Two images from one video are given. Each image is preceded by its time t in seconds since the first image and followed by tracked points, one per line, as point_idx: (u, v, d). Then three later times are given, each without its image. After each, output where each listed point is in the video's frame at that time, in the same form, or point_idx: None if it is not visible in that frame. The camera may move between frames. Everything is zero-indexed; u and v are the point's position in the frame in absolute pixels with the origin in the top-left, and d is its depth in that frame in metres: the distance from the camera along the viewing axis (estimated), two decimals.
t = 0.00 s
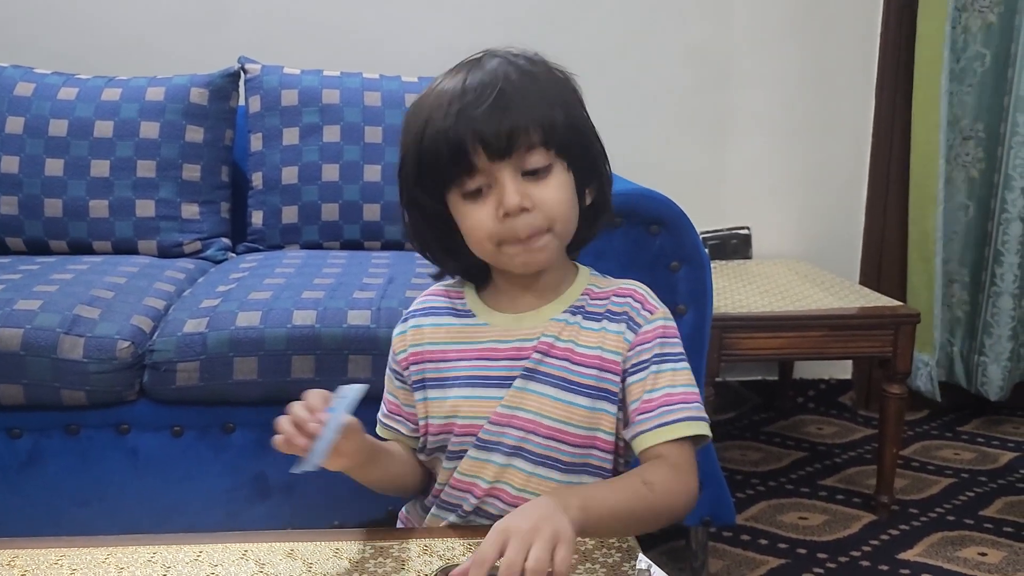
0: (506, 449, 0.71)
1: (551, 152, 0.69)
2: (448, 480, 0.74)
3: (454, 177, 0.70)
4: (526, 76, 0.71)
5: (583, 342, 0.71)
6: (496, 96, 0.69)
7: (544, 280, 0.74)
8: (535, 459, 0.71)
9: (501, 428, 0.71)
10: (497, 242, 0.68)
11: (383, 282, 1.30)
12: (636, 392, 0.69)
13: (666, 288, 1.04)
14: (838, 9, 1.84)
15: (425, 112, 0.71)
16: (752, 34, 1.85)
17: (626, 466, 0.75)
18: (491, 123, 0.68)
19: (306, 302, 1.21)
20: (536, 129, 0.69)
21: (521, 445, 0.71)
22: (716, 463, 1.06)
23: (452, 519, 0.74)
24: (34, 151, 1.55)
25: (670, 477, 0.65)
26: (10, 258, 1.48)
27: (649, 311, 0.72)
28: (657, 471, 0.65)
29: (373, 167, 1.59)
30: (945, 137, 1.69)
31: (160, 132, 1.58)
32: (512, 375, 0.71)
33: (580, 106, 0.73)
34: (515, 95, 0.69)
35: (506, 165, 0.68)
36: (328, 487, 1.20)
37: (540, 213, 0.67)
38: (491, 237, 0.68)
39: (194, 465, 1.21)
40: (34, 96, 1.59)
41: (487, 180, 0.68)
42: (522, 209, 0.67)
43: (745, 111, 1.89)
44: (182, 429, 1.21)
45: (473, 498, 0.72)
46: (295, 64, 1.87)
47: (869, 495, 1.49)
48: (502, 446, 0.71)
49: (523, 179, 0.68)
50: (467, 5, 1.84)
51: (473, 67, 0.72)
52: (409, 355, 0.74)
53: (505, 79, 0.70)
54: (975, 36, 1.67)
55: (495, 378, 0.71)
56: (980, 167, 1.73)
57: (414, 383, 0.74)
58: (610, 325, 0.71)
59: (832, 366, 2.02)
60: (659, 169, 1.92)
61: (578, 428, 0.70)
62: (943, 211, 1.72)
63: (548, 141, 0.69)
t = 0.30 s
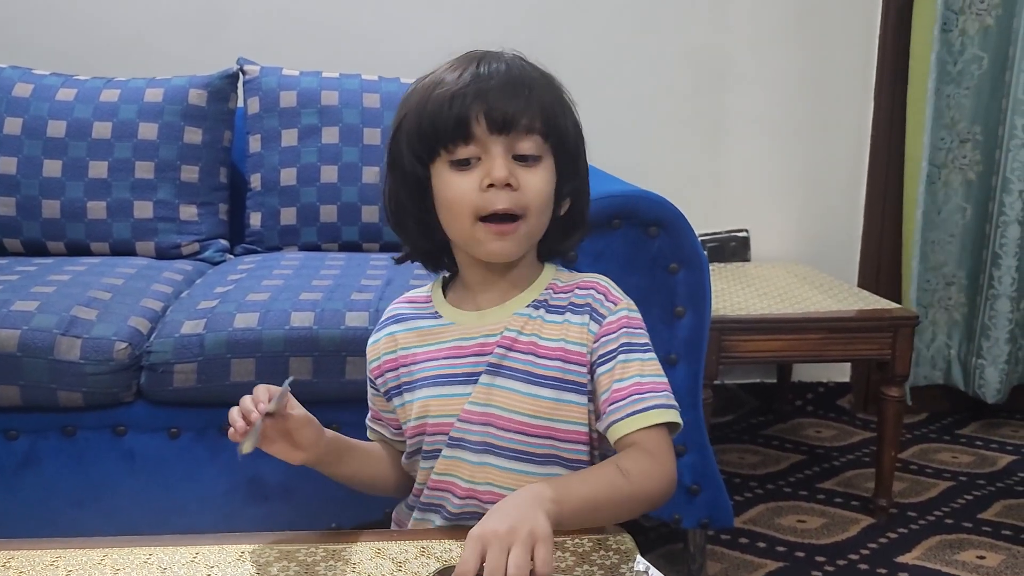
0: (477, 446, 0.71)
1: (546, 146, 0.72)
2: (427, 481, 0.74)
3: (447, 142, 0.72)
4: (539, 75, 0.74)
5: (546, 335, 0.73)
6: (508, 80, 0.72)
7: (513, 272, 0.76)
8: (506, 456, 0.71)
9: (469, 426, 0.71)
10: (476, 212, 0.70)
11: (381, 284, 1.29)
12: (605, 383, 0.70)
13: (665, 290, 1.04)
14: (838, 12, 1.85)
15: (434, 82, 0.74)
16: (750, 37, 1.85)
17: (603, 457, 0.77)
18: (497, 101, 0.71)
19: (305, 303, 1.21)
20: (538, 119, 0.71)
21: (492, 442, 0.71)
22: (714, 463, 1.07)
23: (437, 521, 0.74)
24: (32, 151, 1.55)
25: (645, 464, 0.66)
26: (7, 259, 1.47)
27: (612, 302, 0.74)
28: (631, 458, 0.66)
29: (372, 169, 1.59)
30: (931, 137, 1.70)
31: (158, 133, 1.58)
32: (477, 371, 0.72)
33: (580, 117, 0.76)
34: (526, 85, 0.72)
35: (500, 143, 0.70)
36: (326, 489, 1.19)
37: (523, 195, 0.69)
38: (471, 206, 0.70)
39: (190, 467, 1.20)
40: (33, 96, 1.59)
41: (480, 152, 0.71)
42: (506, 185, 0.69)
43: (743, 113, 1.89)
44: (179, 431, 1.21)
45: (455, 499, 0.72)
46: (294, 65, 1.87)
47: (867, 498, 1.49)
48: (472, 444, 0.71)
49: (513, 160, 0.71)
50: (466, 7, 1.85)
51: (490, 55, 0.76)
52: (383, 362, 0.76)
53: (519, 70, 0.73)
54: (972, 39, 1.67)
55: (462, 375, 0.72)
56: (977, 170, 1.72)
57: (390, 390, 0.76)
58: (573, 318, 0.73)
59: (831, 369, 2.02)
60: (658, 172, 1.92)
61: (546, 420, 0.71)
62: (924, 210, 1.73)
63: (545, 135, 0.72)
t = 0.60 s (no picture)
0: (471, 449, 0.71)
1: (518, 167, 0.71)
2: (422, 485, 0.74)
3: (422, 162, 0.73)
4: (518, 91, 0.72)
5: (539, 339, 0.73)
6: (481, 101, 0.71)
7: (496, 286, 0.76)
8: (501, 458, 0.71)
9: (464, 428, 0.71)
10: (443, 235, 0.72)
11: (379, 290, 1.30)
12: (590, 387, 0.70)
13: (663, 296, 1.04)
14: (835, 18, 1.85)
15: (418, 100, 0.74)
16: (748, 43, 1.86)
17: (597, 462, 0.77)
18: (464, 124, 0.70)
19: (303, 310, 1.21)
20: (508, 142, 0.70)
21: (488, 445, 0.71)
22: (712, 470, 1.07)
23: (431, 527, 0.74)
24: (31, 157, 1.55)
25: (627, 472, 0.66)
26: (6, 265, 1.47)
27: (603, 307, 0.74)
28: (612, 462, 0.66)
29: (371, 174, 1.59)
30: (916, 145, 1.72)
31: (157, 139, 1.58)
32: (473, 375, 0.72)
33: (565, 133, 0.73)
34: (499, 106, 0.71)
35: (467, 167, 0.71)
36: (324, 496, 1.19)
37: (486, 220, 0.70)
38: (438, 229, 0.72)
39: (188, 473, 1.20)
40: (32, 102, 1.59)
41: (448, 174, 0.71)
42: (468, 209, 0.70)
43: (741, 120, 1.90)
44: (177, 437, 1.21)
45: (448, 502, 0.72)
46: (294, 71, 1.87)
47: (865, 505, 1.49)
48: (466, 448, 0.72)
49: (481, 183, 0.71)
50: (465, 13, 1.85)
51: (476, 69, 0.74)
52: (383, 368, 0.76)
53: (495, 89, 0.72)
54: (969, 46, 1.67)
55: (458, 379, 0.72)
56: (974, 176, 1.73)
57: (389, 396, 0.77)
58: (564, 321, 0.73)
59: (829, 375, 2.02)
60: (656, 178, 1.92)
61: (540, 422, 0.72)
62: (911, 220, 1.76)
63: (517, 157, 0.71)
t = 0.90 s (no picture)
0: (474, 454, 0.71)
1: (525, 178, 0.72)
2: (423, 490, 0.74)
3: (427, 182, 0.73)
4: (517, 100, 0.72)
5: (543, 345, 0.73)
6: (482, 115, 0.71)
7: (503, 293, 0.76)
8: (503, 464, 0.71)
9: (467, 433, 0.71)
10: (456, 254, 0.72)
11: (379, 293, 1.30)
12: (592, 396, 0.70)
13: (662, 300, 1.04)
14: (835, 23, 1.86)
15: (413, 116, 0.73)
16: (748, 47, 1.86)
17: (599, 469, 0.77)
18: (471, 142, 0.70)
19: (302, 313, 1.21)
20: (514, 157, 0.71)
21: (490, 451, 0.71)
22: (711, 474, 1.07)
23: (431, 531, 0.73)
24: (31, 160, 1.55)
25: (629, 485, 0.67)
26: (6, 267, 1.47)
27: (609, 316, 0.74)
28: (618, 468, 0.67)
29: (370, 178, 1.59)
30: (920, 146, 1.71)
31: (157, 142, 1.59)
32: (477, 381, 0.72)
33: (564, 135, 0.74)
34: (502, 119, 0.71)
35: (477, 186, 0.71)
36: (322, 499, 1.19)
37: (501, 236, 0.71)
38: (451, 249, 0.72)
39: (187, 476, 1.20)
40: (31, 104, 1.59)
41: (457, 193, 0.71)
42: (482, 229, 0.70)
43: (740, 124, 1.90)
44: (176, 440, 1.21)
45: (450, 508, 0.72)
46: (294, 74, 1.87)
47: (864, 509, 1.49)
48: (468, 454, 0.71)
49: (491, 201, 0.71)
50: (465, 17, 1.85)
51: (469, 79, 0.74)
52: (387, 374, 0.76)
53: (495, 100, 0.72)
54: (969, 50, 1.68)
55: (462, 384, 0.72)
56: (974, 180, 1.73)
57: (391, 401, 0.77)
58: (570, 329, 0.73)
59: (828, 379, 2.02)
60: (655, 181, 1.92)
61: (542, 428, 0.71)
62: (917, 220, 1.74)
63: (524, 168, 0.71)
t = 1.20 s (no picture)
0: (476, 456, 0.72)
1: (538, 179, 0.72)
2: (422, 490, 0.74)
3: (440, 181, 0.73)
4: (530, 101, 0.73)
5: (549, 348, 0.74)
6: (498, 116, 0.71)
7: (510, 297, 0.76)
8: (507, 465, 0.72)
9: (469, 435, 0.71)
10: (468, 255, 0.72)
11: (379, 294, 1.30)
12: (610, 402, 0.72)
13: (662, 301, 1.04)
14: (835, 25, 1.86)
15: (426, 116, 0.73)
16: (750, 50, 1.86)
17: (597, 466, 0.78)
18: (487, 143, 0.70)
19: (302, 313, 1.21)
20: (529, 158, 0.71)
21: (492, 452, 0.72)
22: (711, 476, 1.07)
23: (431, 532, 0.73)
24: (31, 160, 1.55)
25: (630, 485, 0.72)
26: (6, 268, 1.47)
27: (616, 320, 0.75)
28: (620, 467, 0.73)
29: (371, 179, 1.60)
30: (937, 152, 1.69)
31: (158, 143, 1.59)
32: (480, 382, 0.72)
33: (573, 137, 0.75)
34: (517, 120, 0.72)
35: (493, 187, 0.71)
36: (322, 500, 1.18)
37: (514, 238, 0.71)
38: (464, 251, 0.72)
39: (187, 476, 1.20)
40: (32, 105, 1.59)
41: (471, 193, 0.71)
42: (498, 231, 0.70)
43: (741, 125, 1.90)
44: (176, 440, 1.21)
45: (451, 509, 0.72)
46: (294, 75, 1.88)
47: (865, 510, 1.49)
48: (472, 454, 0.72)
49: (506, 202, 0.71)
50: (466, 19, 1.85)
51: (482, 78, 0.74)
52: (385, 373, 0.75)
53: (509, 101, 0.72)
54: (971, 52, 1.68)
55: (463, 386, 0.72)
56: (976, 182, 1.73)
57: (387, 401, 0.76)
58: (577, 332, 0.74)
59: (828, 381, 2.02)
60: (655, 182, 1.92)
61: (545, 430, 0.72)
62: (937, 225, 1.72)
63: (538, 169, 0.72)
